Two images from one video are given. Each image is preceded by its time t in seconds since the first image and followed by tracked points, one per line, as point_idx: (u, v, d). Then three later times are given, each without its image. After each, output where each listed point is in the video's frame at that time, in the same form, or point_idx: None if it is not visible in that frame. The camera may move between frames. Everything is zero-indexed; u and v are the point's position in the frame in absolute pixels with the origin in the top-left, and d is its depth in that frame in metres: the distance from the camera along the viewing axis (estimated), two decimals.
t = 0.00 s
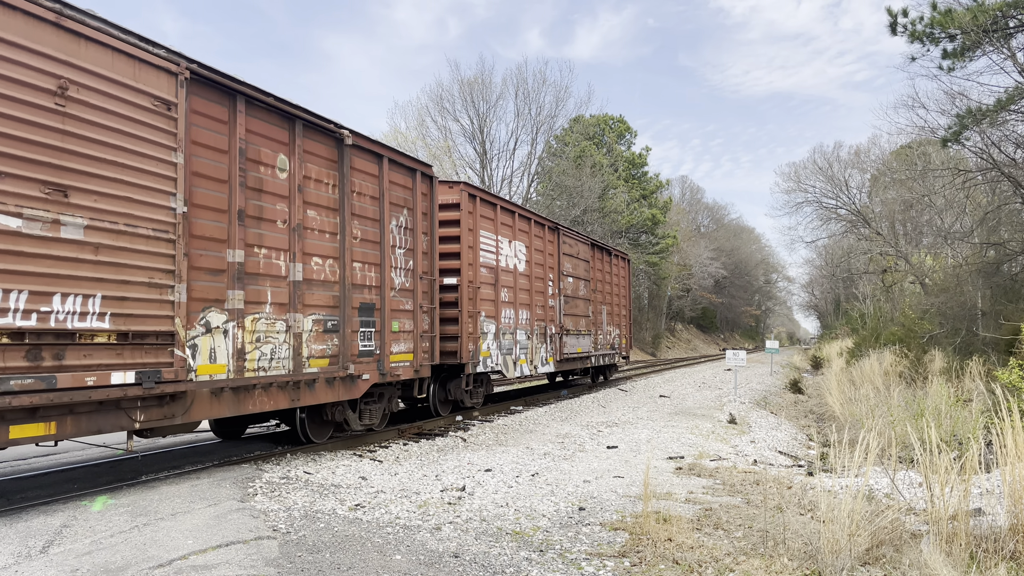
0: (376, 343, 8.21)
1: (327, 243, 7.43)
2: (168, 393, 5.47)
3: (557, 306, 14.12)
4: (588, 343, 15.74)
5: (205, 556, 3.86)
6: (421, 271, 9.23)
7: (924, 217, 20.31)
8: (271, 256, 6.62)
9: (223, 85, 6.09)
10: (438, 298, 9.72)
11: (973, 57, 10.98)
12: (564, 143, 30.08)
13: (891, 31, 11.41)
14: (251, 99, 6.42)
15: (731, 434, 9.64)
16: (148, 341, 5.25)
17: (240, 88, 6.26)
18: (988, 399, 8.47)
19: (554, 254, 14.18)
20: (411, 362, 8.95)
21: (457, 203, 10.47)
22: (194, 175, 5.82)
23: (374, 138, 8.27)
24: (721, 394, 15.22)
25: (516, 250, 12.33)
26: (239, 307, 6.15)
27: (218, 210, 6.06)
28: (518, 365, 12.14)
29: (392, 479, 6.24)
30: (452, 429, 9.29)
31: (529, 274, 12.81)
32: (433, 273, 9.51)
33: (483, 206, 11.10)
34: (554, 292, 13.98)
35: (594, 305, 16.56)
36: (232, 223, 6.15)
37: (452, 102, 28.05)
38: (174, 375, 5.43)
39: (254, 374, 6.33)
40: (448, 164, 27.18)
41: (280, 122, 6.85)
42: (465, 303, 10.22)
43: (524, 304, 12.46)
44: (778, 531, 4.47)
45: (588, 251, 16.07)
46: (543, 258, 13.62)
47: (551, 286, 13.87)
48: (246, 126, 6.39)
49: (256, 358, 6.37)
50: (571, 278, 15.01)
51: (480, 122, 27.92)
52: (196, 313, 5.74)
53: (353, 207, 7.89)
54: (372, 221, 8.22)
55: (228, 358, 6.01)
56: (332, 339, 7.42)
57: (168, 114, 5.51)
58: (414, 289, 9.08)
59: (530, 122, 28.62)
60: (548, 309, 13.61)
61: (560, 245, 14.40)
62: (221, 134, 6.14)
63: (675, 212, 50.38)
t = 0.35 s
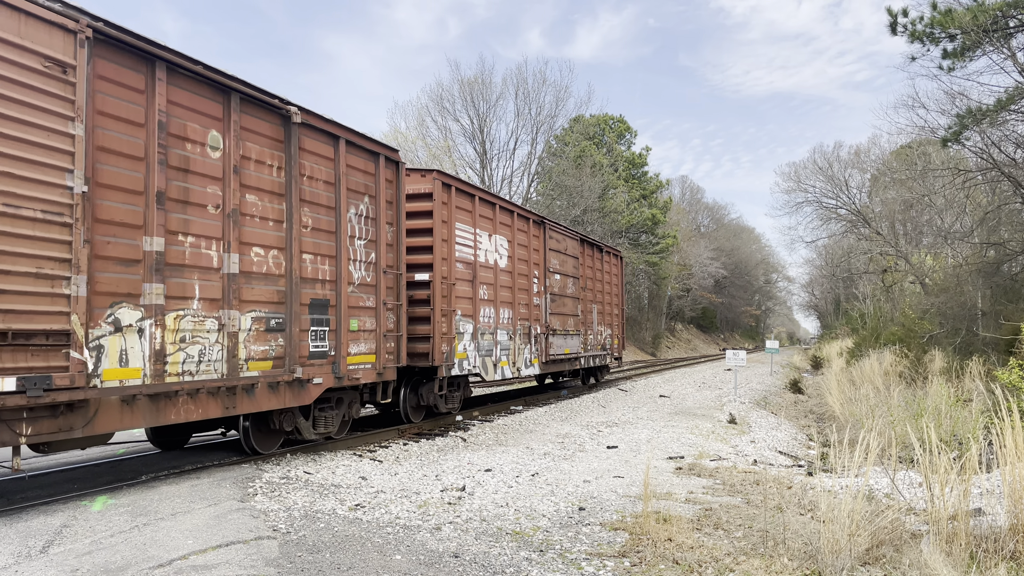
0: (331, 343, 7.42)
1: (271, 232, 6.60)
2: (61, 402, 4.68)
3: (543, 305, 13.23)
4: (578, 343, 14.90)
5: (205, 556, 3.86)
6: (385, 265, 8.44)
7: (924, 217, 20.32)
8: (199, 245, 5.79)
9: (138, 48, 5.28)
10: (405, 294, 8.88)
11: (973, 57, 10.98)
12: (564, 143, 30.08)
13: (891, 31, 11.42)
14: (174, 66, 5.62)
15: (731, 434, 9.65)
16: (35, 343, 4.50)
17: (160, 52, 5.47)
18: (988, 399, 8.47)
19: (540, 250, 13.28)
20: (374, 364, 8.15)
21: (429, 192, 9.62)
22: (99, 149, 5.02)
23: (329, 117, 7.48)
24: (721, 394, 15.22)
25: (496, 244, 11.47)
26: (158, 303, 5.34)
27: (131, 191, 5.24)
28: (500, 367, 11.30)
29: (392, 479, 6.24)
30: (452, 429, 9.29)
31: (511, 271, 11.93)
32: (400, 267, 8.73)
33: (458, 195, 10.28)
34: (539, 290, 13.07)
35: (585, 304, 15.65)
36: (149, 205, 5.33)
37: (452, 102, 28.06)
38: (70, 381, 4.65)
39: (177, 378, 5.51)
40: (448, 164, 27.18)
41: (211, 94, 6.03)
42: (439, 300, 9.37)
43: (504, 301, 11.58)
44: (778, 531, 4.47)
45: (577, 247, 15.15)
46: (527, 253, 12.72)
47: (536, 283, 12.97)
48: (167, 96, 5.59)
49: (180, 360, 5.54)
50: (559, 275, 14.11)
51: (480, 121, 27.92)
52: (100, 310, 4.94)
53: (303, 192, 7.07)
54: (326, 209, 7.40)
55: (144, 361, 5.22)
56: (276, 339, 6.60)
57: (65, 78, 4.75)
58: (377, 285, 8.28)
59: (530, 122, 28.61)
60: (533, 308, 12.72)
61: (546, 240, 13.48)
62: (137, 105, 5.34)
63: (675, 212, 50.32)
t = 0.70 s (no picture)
0: (274, 344, 6.75)
1: (198, 218, 5.90)
2: None
3: (527, 304, 12.52)
4: (565, 344, 14.25)
5: (205, 556, 3.86)
6: (342, 258, 7.75)
7: (924, 217, 20.31)
8: (106, 231, 5.10)
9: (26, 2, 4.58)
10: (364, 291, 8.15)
11: (973, 57, 10.97)
12: (564, 143, 30.08)
13: (891, 31, 11.41)
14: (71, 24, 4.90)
15: (731, 434, 9.64)
16: None
17: (57, 8, 4.75)
18: (988, 399, 8.47)
19: (523, 245, 12.54)
20: (326, 367, 7.47)
21: (397, 179, 8.86)
22: None
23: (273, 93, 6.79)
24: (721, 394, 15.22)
25: (475, 238, 10.75)
26: (50, 298, 4.65)
27: (20, 168, 4.56)
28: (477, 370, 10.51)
29: (392, 479, 6.24)
30: (452, 429, 9.29)
31: (490, 267, 11.21)
32: (360, 261, 8.02)
33: (431, 183, 9.53)
34: (522, 287, 12.34)
35: (573, 303, 14.97)
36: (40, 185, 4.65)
37: (452, 102, 28.06)
38: None
39: (78, 386, 4.84)
40: (448, 164, 27.17)
41: (121, 60, 5.31)
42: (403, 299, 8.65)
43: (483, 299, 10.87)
44: (778, 530, 4.47)
45: (564, 243, 14.43)
46: (509, 248, 11.98)
47: (519, 280, 12.24)
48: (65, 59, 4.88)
49: (80, 364, 4.86)
50: (545, 272, 13.39)
51: (480, 122, 27.92)
52: None
53: (238, 174, 6.37)
54: (264, 194, 6.68)
55: (33, 365, 4.54)
56: (205, 339, 5.93)
57: None
58: (331, 279, 7.58)
59: (530, 122, 28.60)
60: (515, 306, 12.00)
61: (530, 235, 12.74)
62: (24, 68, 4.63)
63: (675, 212, 50.27)
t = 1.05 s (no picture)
0: (202, 346, 5.94)
1: (106, 201, 5.12)
2: None
3: (508, 301, 11.66)
4: (552, 343, 13.44)
5: (205, 556, 3.86)
6: (287, 248, 6.94)
7: (924, 217, 20.32)
8: None
9: None
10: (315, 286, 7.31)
11: (973, 57, 10.97)
12: (564, 143, 30.10)
13: (891, 31, 11.42)
14: None
15: (731, 434, 9.65)
16: None
17: None
18: (988, 399, 8.47)
19: (504, 239, 11.65)
20: (268, 371, 6.66)
21: (357, 163, 8.00)
22: None
23: (204, 63, 6.01)
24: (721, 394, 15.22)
25: (450, 229, 9.86)
26: None
27: None
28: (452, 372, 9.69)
29: (392, 479, 6.24)
30: (452, 429, 9.29)
31: (467, 261, 10.32)
32: (311, 253, 7.24)
33: (396, 168, 8.68)
34: (503, 284, 11.46)
35: (559, 301, 14.17)
36: None
37: (452, 102, 28.04)
38: None
39: None
40: (448, 164, 27.17)
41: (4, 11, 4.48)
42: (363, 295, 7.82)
43: (458, 296, 9.99)
44: (778, 530, 4.47)
45: (550, 237, 13.56)
46: (489, 241, 11.10)
47: (500, 276, 11.35)
48: None
49: None
50: (529, 268, 12.54)
51: (480, 122, 27.92)
52: None
53: (158, 152, 5.58)
54: (188, 175, 5.86)
55: None
56: (114, 339, 5.13)
57: None
58: (274, 273, 6.77)
59: (530, 122, 28.58)
60: (496, 303, 11.15)
61: (512, 228, 11.84)
62: None
63: (675, 212, 50.24)
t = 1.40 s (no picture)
0: (110, 346, 5.11)
1: None
2: None
3: (487, 298, 10.81)
4: (538, 344, 12.59)
5: (205, 555, 3.86)
6: (221, 237, 6.13)
7: (923, 217, 20.32)
8: None
9: None
10: (254, 280, 6.47)
11: (973, 57, 10.98)
12: (564, 143, 30.11)
13: (891, 31, 11.42)
14: None
15: (731, 434, 9.65)
16: None
17: None
18: (988, 399, 8.46)
19: (482, 231, 10.81)
20: (195, 375, 5.84)
21: (308, 144, 7.27)
22: None
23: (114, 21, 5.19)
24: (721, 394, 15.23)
25: (419, 220, 9.08)
26: None
27: None
28: (421, 374, 8.89)
29: (392, 479, 6.24)
30: (452, 429, 9.29)
31: (440, 255, 9.51)
32: (249, 242, 6.43)
33: (353, 152, 7.91)
34: (481, 280, 10.65)
35: (547, 300, 13.34)
36: None
37: (452, 102, 28.02)
38: None
39: None
40: (447, 164, 27.16)
41: None
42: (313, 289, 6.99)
43: (428, 292, 9.20)
44: (778, 531, 4.47)
45: (535, 232, 12.75)
46: (465, 233, 10.31)
47: (478, 271, 10.55)
48: None
49: None
50: (511, 264, 11.73)
51: (480, 121, 27.91)
52: None
53: (50, 122, 4.77)
54: (94, 154, 5.06)
55: None
56: None
57: None
58: (204, 265, 5.96)
59: (530, 122, 28.55)
60: (473, 300, 10.33)
61: (490, 220, 11.00)
62: None
63: (675, 212, 50.23)
